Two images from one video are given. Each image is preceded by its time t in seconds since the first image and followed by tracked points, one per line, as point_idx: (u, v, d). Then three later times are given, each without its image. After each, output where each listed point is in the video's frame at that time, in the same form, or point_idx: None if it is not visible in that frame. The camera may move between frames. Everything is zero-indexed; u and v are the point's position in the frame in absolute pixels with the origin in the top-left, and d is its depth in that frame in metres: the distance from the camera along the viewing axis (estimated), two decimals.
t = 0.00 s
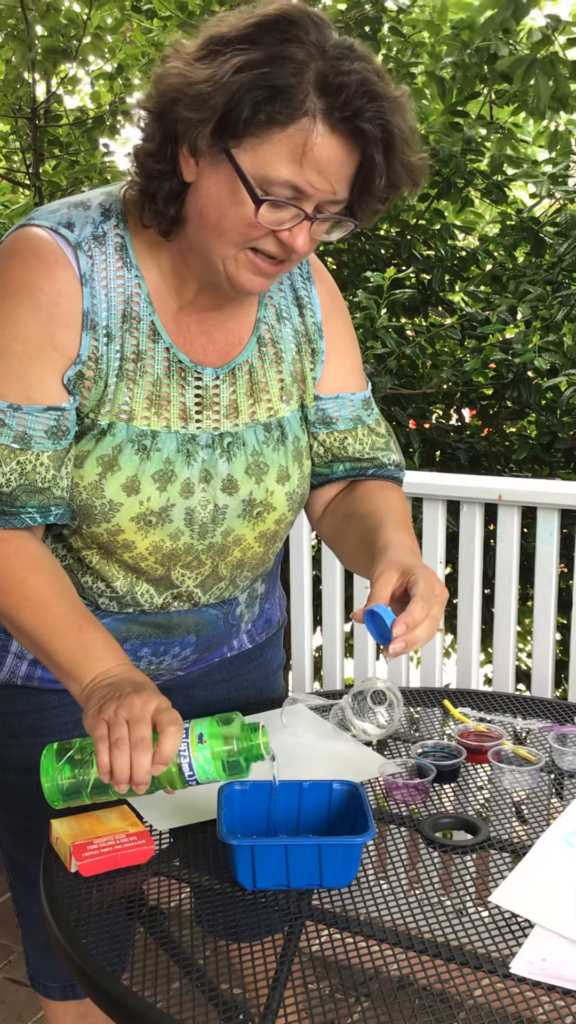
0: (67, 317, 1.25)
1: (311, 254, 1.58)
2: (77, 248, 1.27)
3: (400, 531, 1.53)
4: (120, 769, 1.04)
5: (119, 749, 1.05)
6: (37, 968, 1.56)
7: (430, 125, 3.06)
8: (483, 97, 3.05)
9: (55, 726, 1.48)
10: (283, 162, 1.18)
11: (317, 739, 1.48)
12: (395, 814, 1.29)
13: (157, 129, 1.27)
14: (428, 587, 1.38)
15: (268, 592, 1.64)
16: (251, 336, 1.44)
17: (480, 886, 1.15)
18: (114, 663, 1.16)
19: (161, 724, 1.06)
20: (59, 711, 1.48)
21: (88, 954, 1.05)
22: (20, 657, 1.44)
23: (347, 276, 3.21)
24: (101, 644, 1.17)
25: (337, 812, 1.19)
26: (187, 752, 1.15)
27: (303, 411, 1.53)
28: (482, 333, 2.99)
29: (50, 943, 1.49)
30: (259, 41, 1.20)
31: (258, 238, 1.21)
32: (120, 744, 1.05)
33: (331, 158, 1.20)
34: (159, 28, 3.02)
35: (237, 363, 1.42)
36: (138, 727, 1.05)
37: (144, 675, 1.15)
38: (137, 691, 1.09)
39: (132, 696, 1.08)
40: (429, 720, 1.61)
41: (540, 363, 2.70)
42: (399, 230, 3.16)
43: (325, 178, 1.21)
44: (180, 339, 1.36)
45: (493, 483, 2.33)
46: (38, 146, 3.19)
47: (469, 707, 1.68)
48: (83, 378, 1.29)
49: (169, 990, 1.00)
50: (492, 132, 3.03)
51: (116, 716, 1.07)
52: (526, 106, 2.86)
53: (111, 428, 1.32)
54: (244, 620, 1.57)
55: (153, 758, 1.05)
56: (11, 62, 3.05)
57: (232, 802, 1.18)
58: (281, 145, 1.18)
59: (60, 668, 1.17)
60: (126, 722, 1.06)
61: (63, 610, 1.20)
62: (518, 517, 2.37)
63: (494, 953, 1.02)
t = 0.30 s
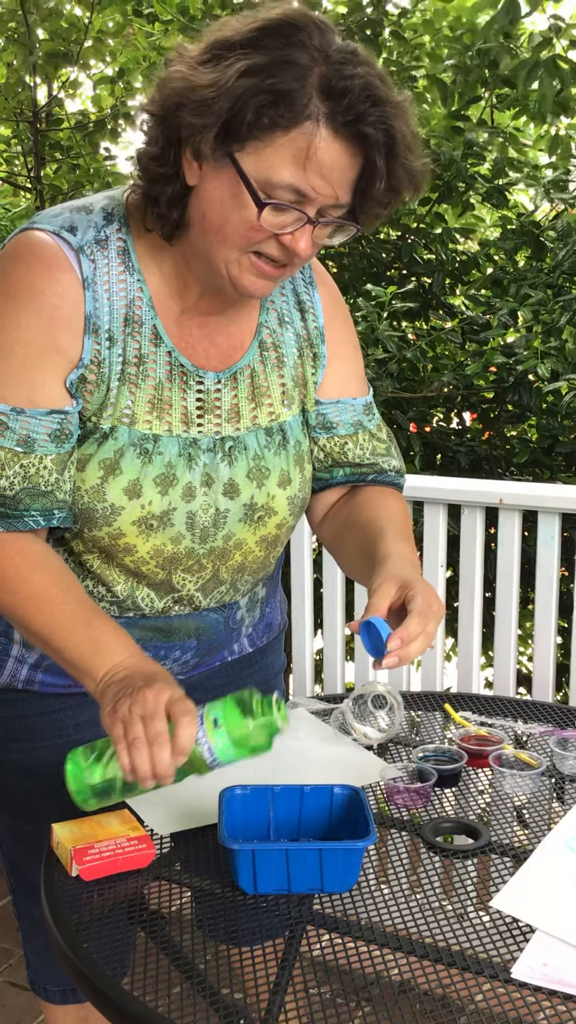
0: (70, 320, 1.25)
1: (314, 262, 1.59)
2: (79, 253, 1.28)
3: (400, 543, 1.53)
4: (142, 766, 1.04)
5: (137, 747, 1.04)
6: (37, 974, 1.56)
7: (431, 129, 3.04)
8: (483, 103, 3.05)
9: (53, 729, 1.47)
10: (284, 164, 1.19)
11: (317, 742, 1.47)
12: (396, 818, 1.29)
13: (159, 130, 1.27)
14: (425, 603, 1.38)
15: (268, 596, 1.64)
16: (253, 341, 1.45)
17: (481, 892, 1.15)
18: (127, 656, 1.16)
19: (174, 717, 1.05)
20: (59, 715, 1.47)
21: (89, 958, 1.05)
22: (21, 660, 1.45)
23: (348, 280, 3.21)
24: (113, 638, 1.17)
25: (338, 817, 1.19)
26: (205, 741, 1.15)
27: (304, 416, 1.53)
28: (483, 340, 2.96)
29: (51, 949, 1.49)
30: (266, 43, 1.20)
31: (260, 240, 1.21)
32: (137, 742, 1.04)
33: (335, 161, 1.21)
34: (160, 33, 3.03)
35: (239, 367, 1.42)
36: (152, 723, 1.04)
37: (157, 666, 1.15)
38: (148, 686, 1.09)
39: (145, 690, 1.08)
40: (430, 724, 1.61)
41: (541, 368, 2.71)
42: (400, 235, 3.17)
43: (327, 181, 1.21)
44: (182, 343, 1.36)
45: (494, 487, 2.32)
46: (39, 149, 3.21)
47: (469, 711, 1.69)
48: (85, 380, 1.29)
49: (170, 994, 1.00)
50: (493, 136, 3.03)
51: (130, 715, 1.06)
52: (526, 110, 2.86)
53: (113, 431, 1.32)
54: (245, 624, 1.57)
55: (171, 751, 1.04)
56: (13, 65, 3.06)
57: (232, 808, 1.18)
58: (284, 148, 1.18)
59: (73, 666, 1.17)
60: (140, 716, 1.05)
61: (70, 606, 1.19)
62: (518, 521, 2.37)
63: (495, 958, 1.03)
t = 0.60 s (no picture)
0: (69, 319, 1.25)
1: (312, 256, 1.59)
2: (77, 250, 1.28)
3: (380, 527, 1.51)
4: (211, 728, 1.05)
5: (197, 712, 1.06)
6: (38, 977, 1.56)
7: (431, 132, 3.05)
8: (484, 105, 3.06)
9: (55, 733, 1.48)
10: (268, 146, 1.17)
11: (317, 745, 1.47)
12: (396, 822, 1.29)
13: (151, 129, 1.29)
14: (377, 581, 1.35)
15: (269, 598, 1.63)
16: (251, 337, 1.44)
17: (481, 895, 1.15)
18: (147, 628, 1.18)
19: (219, 671, 1.06)
20: (60, 718, 1.48)
21: (89, 962, 1.05)
22: (22, 664, 1.43)
23: (348, 282, 3.23)
24: (128, 617, 1.19)
25: (338, 821, 1.19)
26: (249, 672, 1.06)
27: (301, 412, 1.53)
28: (482, 341, 3.03)
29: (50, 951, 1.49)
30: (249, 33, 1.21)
31: (248, 225, 1.20)
32: (197, 707, 1.06)
33: (316, 139, 1.19)
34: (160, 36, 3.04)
35: (236, 364, 1.42)
36: (200, 684, 1.06)
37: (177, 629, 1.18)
38: (176, 655, 1.11)
39: (177, 661, 1.10)
40: (429, 727, 1.61)
41: (539, 372, 2.72)
42: (400, 237, 3.17)
43: (312, 161, 1.19)
44: (180, 340, 1.36)
45: (495, 490, 2.32)
46: (40, 151, 3.22)
47: (470, 714, 1.68)
48: (85, 379, 1.30)
49: (169, 998, 1.00)
50: (492, 138, 3.03)
51: (175, 688, 1.08)
52: (526, 113, 2.87)
53: (113, 429, 1.32)
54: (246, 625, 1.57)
55: (235, 702, 1.05)
56: (13, 68, 3.07)
57: (232, 811, 1.18)
58: (266, 129, 1.17)
59: (99, 649, 1.19)
60: (184, 682, 1.07)
61: (83, 596, 1.21)
62: (519, 523, 2.37)
63: (496, 962, 1.02)
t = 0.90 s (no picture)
0: (48, 307, 1.24)
1: (292, 226, 1.54)
2: (55, 239, 1.27)
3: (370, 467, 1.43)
4: (201, 677, 1.08)
5: (187, 662, 1.09)
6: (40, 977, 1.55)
7: (431, 133, 3.08)
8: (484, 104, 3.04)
9: (58, 733, 1.48)
10: (211, 111, 1.15)
11: (317, 746, 1.47)
12: (394, 823, 1.29)
13: (105, 114, 1.28)
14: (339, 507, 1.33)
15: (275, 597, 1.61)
16: (235, 310, 1.41)
17: (479, 895, 1.14)
18: (139, 613, 1.20)
19: (207, 620, 1.10)
20: (64, 719, 1.48)
21: (86, 964, 1.05)
22: (28, 664, 1.42)
23: (348, 281, 3.23)
24: (120, 603, 1.20)
25: (336, 822, 1.19)
26: (239, 626, 1.11)
27: (299, 382, 1.48)
28: (481, 341, 3.06)
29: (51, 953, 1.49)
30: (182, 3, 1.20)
31: (207, 196, 1.17)
32: (186, 657, 1.09)
33: (259, 102, 1.16)
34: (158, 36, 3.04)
35: (223, 336, 1.39)
36: (189, 634, 1.10)
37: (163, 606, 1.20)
38: (166, 619, 1.14)
39: (170, 619, 1.13)
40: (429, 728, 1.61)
41: (539, 370, 2.74)
42: (399, 237, 3.17)
43: (258, 122, 1.17)
44: (165, 320, 1.34)
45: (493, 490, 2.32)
46: (40, 151, 3.22)
47: (469, 715, 1.68)
48: (68, 364, 1.28)
49: (167, 998, 1.00)
50: (492, 139, 3.02)
51: (166, 643, 1.11)
52: (526, 115, 2.86)
53: (101, 414, 1.31)
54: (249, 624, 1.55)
55: (224, 648, 1.09)
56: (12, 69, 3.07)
57: (230, 812, 1.19)
58: (210, 96, 1.15)
59: (92, 633, 1.21)
60: (175, 635, 1.11)
61: (77, 582, 1.21)
62: (518, 524, 2.37)
63: (493, 963, 1.02)
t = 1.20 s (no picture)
0: (27, 301, 1.26)
1: (275, 212, 1.53)
2: (35, 234, 1.29)
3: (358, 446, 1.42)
4: (181, 668, 1.10)
5: (167, 653, 1.10)
6: (41, 976, 1.55)
7: (432, 133, 3.08)
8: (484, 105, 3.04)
9: (59, 732, 1.48)
10: (179, 97, 1.17)
11: (317, 746, 1.47)
12: (394, 823, 1.29)
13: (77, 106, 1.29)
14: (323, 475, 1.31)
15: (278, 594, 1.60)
16: (219, 297, 1.42)
17: (479, 896, 1.14)
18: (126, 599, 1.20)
19: (187, 612, 1.11)
20: (65, 717, 1.48)
21: (86, 964, 1.04)
22: (28, 660, 1.42)
23: (349, 282, 3.23)
24: (108, 588, 1.21)
25: (336, 823, 1.19)
26: (217, 614, 1.10)
27: (287, 367, 1.47)
28: (483, 341, 3.07)
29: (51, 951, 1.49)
30: None
31: (178, 180, 1.19)
32: (167, 649, 1.10)
33: (222, 83, 1.18)
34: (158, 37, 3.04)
35: (207, 322, 1.39)
36: (170, 626, 1.11)
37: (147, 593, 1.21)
38: (150, 607, 1.15)
39: (152, 610, 1.14)
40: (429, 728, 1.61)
41: (541, 374, 2.74)
42: (400, 238, 3.16)
43: (224, 104, 1.18)
44: (149, 310, 1.35)
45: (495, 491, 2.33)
46: (41, 153, 3.22)
47: (469, 715, 1.68)
48: (49, 357, 1.29)
49: (168, 999, 1.00)
50: (493, 138, 3.02)
51: (149, 635, 1.13)
52: (527, 116, 2.86)
53: (86, 405, 1.31)
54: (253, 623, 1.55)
55: (205, 640, 1.10)
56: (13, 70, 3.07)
57: (230, 812, 1.19)
58: (174, 80, 1.17)
59: (79, 624, 1.20)
60: (157, 626, 1.12)
61: (66, 573, 1.21)
62: (518, 524, 2.37)
63: (493, 963, 1.02)
